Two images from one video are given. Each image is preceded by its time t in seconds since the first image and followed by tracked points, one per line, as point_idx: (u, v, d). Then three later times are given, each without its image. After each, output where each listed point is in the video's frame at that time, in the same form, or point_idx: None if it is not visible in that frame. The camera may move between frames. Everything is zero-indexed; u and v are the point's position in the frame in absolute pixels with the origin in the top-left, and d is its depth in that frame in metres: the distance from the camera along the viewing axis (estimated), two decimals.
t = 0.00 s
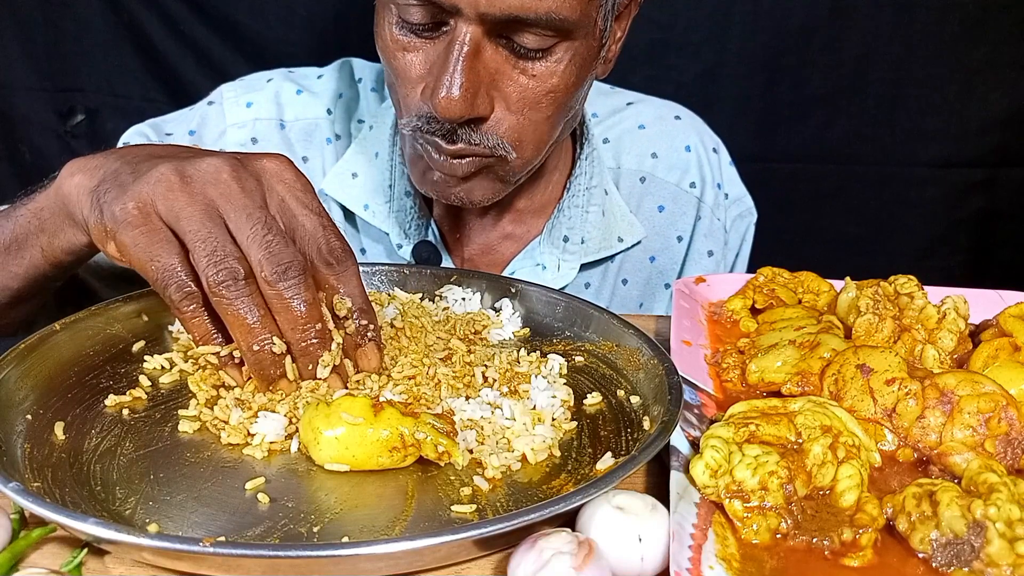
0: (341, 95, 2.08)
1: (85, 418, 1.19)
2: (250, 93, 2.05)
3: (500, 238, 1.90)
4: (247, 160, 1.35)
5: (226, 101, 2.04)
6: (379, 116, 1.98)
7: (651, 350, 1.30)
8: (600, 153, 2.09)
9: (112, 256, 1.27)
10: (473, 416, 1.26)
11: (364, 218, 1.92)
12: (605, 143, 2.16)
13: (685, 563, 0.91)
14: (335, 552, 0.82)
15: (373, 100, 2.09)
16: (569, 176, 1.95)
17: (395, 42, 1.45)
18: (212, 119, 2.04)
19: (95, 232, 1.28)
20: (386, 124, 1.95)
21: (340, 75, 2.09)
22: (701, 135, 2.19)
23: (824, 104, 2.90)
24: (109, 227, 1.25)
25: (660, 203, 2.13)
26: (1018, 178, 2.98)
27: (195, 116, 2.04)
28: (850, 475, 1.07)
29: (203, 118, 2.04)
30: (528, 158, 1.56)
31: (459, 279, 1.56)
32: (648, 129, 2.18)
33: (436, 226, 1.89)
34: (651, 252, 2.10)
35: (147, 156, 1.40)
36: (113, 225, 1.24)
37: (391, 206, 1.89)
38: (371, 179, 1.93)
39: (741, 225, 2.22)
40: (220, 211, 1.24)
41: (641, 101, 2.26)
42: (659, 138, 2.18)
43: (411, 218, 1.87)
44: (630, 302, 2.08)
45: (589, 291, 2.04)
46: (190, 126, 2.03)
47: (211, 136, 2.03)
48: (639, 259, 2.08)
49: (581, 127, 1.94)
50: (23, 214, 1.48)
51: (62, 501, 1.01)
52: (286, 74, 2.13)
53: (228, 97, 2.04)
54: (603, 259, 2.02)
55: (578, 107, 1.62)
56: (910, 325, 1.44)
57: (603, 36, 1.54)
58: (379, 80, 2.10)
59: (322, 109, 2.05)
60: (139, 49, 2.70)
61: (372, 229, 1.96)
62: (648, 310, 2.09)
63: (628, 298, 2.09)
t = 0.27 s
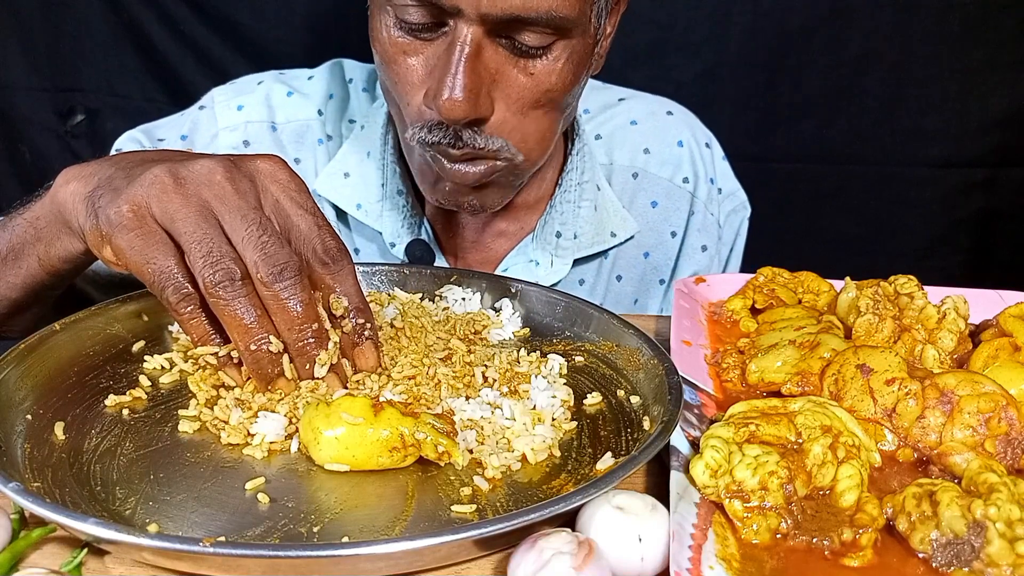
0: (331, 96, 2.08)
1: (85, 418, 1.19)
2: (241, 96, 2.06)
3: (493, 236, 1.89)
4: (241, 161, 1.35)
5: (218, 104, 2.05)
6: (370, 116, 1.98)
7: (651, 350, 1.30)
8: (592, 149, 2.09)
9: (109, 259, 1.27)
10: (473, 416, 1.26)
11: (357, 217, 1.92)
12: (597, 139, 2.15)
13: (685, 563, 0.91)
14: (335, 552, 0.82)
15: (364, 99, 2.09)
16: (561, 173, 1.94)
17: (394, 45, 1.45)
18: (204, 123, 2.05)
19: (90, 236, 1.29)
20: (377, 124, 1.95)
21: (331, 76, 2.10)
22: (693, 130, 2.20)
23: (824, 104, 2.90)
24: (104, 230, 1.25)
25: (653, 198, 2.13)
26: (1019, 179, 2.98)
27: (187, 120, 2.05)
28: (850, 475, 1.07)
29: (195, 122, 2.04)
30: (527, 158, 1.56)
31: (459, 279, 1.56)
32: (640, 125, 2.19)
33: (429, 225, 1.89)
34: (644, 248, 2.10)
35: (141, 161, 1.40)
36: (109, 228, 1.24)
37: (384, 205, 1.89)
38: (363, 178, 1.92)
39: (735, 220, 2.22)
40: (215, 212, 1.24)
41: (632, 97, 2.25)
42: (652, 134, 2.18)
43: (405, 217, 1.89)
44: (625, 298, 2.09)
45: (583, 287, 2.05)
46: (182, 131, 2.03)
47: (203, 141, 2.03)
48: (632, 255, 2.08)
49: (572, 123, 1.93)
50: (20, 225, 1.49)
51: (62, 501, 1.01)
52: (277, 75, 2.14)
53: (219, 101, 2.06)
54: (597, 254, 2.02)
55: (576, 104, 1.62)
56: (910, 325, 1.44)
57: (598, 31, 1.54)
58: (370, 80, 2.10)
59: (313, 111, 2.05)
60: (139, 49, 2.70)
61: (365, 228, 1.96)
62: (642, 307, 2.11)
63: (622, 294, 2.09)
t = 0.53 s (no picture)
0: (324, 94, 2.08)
1: (84, 418, 1.19)
2: (234, 96, 2.06)
3: (487, 233, 1.90)
4: (240, 161, 1.35)
5: (212, 105, 2.05)
6: (364, 114, 1.98)
7: (651, 350, 1.30)
8: (586, 146, 2.09)
9: (108, 260, 1.27)
10: (473, 416, 1.26)
11: (351, 216, 1.92)
12: (591, 135, 2.16)
13: (685, 563, 0.91)
14: (335, 552, 0.82)
15: (357, 98, 2.09)
16: (554, 169, 1.93)
17: (403, 46, 1.44)
18: (198, 124, 2.05)
19: (89, 237, 1.29)
20: (371, 122, 1.95)
21: (324, 75, 2.10)
22: (687, 126, 2.20)
23: (824, 104, 2.90)
24: (104, 231, 1.25)
25: (648, 194, 2.13)
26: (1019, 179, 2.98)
27: (181, 120, 2.04)
28: (850, 475, 1.07)
29: (189, 123, 2.04)
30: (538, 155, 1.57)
31: (459, 279, 1.56)
32: (634, 121, 2.18)
33: (424, 222, 1.89)
34: (640, 243, 2.10)
35: (140, 163, 1.40)
36: (108, 229, 1.24)
37: (378, 203, 1.89)
38: (357, 177, 1.92)
39: (731, 215, 2.23)
40: (214, 212, 1.24)
41: (626, 94, 2.25)
42: (645, 129, 2.18)
43: (399, 214, 1.88)
44: (620, 294, 2.09)
45: (579, 284, 2.05)
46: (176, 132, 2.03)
47: (197, 141, 2.03)
48: (628, 251, 2.08)
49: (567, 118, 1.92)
50: (18, 228, 1.49)
51: (62, 501, 1.01)
52: (270, 75, 2.14)
53: (213, 101, 2.05)
54: (591, 249, 2.02)
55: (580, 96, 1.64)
56: (910, 325, 1.44)
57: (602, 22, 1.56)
58: (363, 79, 2.10)
59: (307, 110, 2.06)
60: (139, 49, 2.70)
61: (359, 226, 1.96)
62: (638, 303, 2.11)
63: (618, 291, 2.10)
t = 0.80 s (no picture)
0: (321, 94, 2.08)
1: (84, 418, 1.19)
2: (231, 97, 2.06)
3: (484, 232, 1.90)
4: (240, 161, 1.35)
5: (209, 105, 2.06)
6: (361, 114, 1.98)
7: (651, 350, 1.30)
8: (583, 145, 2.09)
9: (109, 260, 1.27)
10: (473, 416, 1.26)
11: (349, 216, 1.92)
12: (588, 134, 2.16)
13: (685, 563, 0.91)
14: (335, 552, 0.82)
15: (355, 97, 2.08)
16: (551, 167, 1.94)
17: (405, 45, 1.44)
18: (195, 125, 2.04)
19: (90, 237, 1.29)
20: (368, 121, 1.94)
21: (321, 76, 2.10)
22: (684, 124, 2.21)
23: (824, 104, 2.90)
24: (105, 231, 1.25)
25: (646, 193, 2.13)
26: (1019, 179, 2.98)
27: (178, 121, 2.05)
28: (850, 475, 1.07)
29: (187, 123, 2.04)
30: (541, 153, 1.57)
31: (459, 279, 1.56)
32: (631, 120, 2.18)
33: (422, 222, 1.89)
34: (638, 242, 2.10)
35: (140, 163, 1.40)
36: (109, 229, 1.24)
37: (377, 202, 1.89)
38: (355, 176, 1.92)
39: (728, 214, 2.24)
40: (214, 211, 1.24)
41: (623, 93, 2.25)
42: (643, 128, 2.18)
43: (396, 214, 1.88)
44: (619, 293, 2.09)
45: (577, 283, 2.05)
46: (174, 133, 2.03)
47: (195, 141, 2.03)
48: (625, 250, 2.08)
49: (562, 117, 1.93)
50: (19, 230, 1.49)
51: (62, 501, 1.01)
52: (267, 76, 2.14)
53: (210, 102, 2.06)
54: (589, 248, 2.02)
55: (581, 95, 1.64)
56: (910, 325, 1.44)
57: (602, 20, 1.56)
58: (360, 79, 2.09)
59: (304, 110, 2.06)
60: (138, 49, 2.70)
61: (357, 226, 1.96)
62: (636, 302, 2.11)
63: (616, 290, 2.09)
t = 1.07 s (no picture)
0: (323, 96, 2.08)
1: (84, 418, 1.19)
2: (232, 98, 2.06)
3: (485, 233, 1.90)
4: (240, 160, 1.35)
5: (210, 106, 2.05)
6: (363, 115, 1.98)
7: (650, 350, 1.30)
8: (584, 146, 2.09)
9: (110, 260, 1.27)
10: (473, 416, 1.26)
11: (351, 216, 1.91)
12: (588, 136, 2.17)
13: (685, 563, 0.91)
14: (336, 552, 0.82)
15: (356, 98, 2.08)
16: (551, 169, 1.94)
17: (406, 39, 1.44)
18: (196, 126, 2.04)
19: (91, 237, 1.29)
20: (370, 122, 1.94)
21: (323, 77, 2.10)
22: (684, 126, 2.21)
23: (824, 104, 2.89)
24: (105, 231, 1.25)
25: (646, 194, 2.13)
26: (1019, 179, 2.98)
27: (179, 123, 2.05)
28: (850, 475, 1.07)
29: (188, 125, 2.04)
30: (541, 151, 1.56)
31: (459, 279, 1.56)
32: (631, 121, 2.19)
33: (423, 222, 1.90)
34: (637, 244, 2.10)
35: (141, 163, 1.40)
36: (110, 229, 1.24)
37: (378, 203, 1.89)
38: (356, 177, 1.92)
39: (728, 216, 2.24)
40: (214, 211, 1.24)
41: (623, 94, 2.25)
42: (643, 130, 2.18)
43: (398, 215, 1.88)
44: (619, 294, 2.08)
45: (577, 284, 2.05)
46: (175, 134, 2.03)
47: (196, 143, 2.03)
48: (625, 251, 2.08)
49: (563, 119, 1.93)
50: (20, 230, 1.49)
51: (62, 501, 1.01)
52: (268, 77, 2.14)
53: (211, 104, 2.06)
54: (589, 250, 2.02)
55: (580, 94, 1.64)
56: (910, 325, 1.44)
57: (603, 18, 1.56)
58: (362, 80, 2.10)
59: (305, 111, 2.06)
60: (138, 49, 2.70)
61: (359, 227, 1.96)
62: (635, 303, 2.11)
63: (616, 290, 2.09)
